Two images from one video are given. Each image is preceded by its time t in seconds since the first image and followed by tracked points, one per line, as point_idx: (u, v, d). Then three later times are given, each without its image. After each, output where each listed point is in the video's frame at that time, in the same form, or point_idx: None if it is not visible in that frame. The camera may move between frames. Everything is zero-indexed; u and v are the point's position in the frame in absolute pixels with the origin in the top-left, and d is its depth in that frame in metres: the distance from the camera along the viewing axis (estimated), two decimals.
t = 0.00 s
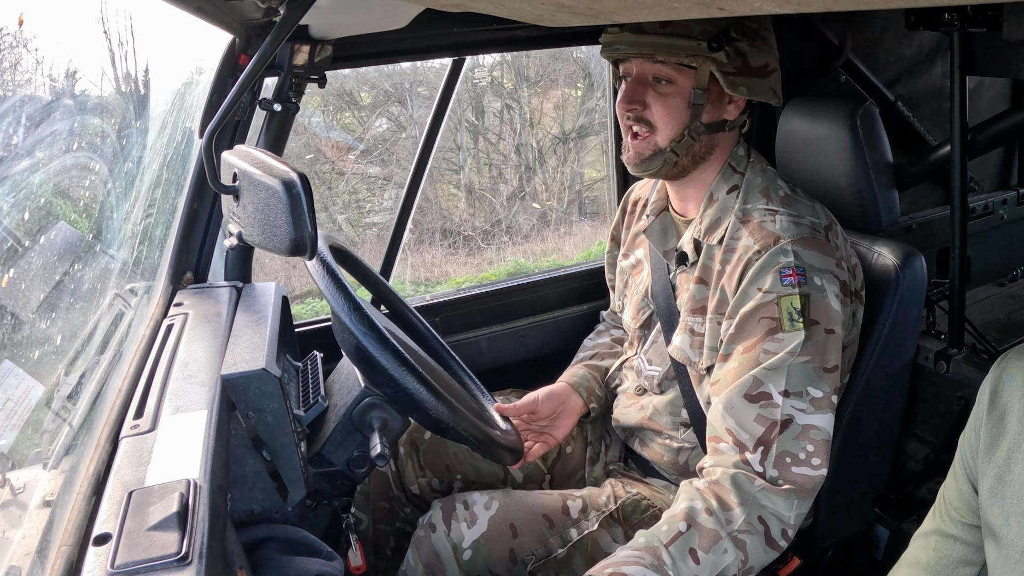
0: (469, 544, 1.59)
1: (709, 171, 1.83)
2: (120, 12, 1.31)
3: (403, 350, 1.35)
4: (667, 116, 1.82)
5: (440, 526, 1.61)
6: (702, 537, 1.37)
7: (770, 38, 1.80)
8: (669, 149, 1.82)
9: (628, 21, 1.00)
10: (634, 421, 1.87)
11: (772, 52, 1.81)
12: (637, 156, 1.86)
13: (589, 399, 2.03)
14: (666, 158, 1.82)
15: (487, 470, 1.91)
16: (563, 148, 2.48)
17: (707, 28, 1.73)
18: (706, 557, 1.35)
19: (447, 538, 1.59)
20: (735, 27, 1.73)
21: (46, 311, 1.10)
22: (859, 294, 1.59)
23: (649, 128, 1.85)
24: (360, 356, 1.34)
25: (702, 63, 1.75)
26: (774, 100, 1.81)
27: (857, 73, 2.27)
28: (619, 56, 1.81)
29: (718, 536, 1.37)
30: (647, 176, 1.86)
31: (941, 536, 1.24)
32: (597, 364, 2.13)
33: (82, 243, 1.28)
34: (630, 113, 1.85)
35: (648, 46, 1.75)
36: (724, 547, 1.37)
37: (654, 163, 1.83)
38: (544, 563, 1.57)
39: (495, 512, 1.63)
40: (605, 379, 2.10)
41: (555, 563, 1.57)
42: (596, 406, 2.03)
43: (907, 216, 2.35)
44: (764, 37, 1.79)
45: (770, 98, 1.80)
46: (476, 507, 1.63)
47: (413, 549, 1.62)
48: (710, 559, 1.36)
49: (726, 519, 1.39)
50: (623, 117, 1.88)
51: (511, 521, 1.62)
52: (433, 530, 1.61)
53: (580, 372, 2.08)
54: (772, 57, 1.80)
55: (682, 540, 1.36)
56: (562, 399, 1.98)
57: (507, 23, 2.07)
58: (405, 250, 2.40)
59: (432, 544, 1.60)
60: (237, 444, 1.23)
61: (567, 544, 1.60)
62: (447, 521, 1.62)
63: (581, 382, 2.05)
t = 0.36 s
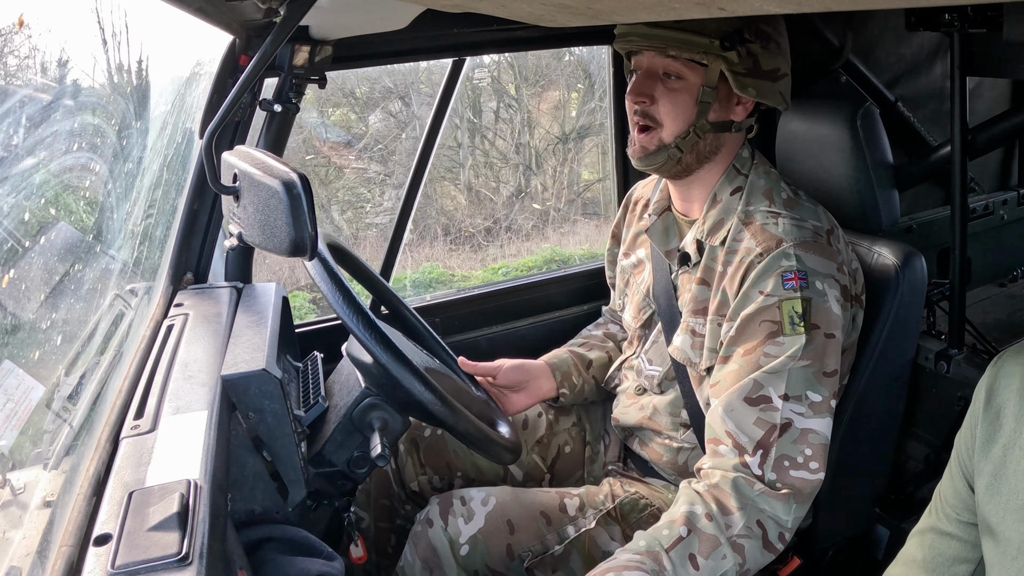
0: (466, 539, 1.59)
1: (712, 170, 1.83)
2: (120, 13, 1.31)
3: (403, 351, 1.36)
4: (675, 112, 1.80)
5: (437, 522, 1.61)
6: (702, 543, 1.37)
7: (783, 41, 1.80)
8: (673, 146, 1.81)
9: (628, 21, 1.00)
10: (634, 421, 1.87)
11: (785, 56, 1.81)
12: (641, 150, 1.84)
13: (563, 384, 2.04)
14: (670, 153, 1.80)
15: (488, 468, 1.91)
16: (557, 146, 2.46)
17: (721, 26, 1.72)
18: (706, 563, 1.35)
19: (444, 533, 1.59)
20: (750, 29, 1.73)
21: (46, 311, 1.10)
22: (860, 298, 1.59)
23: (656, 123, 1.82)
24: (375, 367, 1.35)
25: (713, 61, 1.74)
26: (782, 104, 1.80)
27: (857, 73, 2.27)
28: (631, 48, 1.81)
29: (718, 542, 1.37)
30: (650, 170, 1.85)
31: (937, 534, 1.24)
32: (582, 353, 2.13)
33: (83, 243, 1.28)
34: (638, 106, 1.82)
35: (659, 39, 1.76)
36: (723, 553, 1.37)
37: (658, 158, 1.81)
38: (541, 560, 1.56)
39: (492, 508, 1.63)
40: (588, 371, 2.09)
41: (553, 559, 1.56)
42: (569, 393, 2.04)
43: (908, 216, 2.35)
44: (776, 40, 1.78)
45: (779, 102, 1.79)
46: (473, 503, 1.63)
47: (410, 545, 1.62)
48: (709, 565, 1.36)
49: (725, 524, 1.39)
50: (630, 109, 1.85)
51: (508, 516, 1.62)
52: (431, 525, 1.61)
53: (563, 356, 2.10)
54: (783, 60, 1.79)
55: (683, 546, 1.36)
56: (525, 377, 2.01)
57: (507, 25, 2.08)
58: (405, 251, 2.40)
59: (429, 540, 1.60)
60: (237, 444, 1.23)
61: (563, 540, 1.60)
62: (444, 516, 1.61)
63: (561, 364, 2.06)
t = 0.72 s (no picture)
0: (465, 541, 1.59)
1: (701, 166, 1.83)
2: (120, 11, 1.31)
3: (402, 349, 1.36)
4: (657, 110, 1.82)
5: (437, 524, 1.61)
6: (699, 539, 1.36)
7: (758, 31, 1.80)
8: (659, 142, 1.83)
9: (629, 21, 1.00)
10: (632, 421, 1.87)
11: (760, 44, 1.81)
12: (628, 149, 1.86)
13: (521, 373, 2.03)
14: (655, 151, 1.83)
15: (488, 469, 1.91)
16: (558, 147, 2.53)
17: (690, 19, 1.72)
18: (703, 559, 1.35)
19: (443, 536, 1.60)
20: (720, 19, 1.72)
21: (46, 311, 1.10)
22: (856, 292, 1.60)
23: (640, 123, 1.84)
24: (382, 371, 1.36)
25: (686, 55, 1.75)
26: (763, 93, 1.80)
27: (858, 73, 2.27)
28: (610, 52, 1.83)
29: (714, 539, 1.37)
30: (640, 169, 1.87)
31: (939, 540, 1.23)
32: (553, 351, 2.11)
33: (82, 243, 1.28)
34: (621, 109, 1.84)
35: (632, 39, 1.77)
36: (720, 549, 1.37)
37: (643, 155, 1.84)
38: (540, 561, 1.56)
39: (493, 509, 1.63)
40: (555, 371, 2.07)
41: (552, 560, 1.56)
42: (525, 382, 2.03)
43: (908, 215, 2.35)
44: (751, 29, 1.78)
45: (760, 91, 1.79)
46: (472, 504, 1.63)
47: (409, 547, 1.63)
48: (705, 561, 1.36)
49: (721, 521, 1.38)
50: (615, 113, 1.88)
51: (508, 518, 1.62)
52: (430, 527, 1.61)
53: (530, 347, 2.09)
54: (759, 47, 1.78)
55: (678, 542, 1.36)
56: (488, 361, 2.02)
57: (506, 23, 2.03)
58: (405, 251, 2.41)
59: (429, 541, 1.60)
60: (237, 444, 1.23)
61: (562, 543, 1.59)
62: (444, 518, 1.62)
63: (526, 354, 2.06)
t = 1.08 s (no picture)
0: (464, 539, 1.59)
1: (705, 174, 1.84)
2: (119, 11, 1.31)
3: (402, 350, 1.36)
4: (659, 124, 1.82)
5: (434, 522, 1.60)
6: (698, 548, 1.36)
7: (759, 35, 1.76)
8: (663, 156, 1.83)
9: (630, 21, 0.99)
10: (631, 421, 1.86)
11: (764, 50, 1.77)
12: (631, 163, 1.87)
13: (490, 352, 2.05)
14: (660, 165, 1.83)
15: (487, 469, 1.91)
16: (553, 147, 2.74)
17: (691, 34, 1.69)
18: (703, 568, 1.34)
19: (441, 534, 1.59)
20: (722, 31, 1.69)
21: (45, 311, 1.09)
22: (858, 301, 1.60)
23: (642, 137, 1.85)
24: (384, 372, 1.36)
25: (688, 70, 1.73)
26: (768, 100, 1.77)
27: (857, 73, 2.26)
28: (608, 65, 1.81)
29: (714, 548, 1.37)
30: (644, 182, 1.88)
31: (937, 535, 1.24)
32: (526, 334, 2.13)
33: (82, 244, 1.28)
34: (622, 122, 1.85)
35: (631, 56, 1.75)
36: (719, 558, 1.36)
37: (647, 169, 1.84)
38: (538, 559, 1.55)
39: (491, 508, 1.63)
40: (524, 355, 2.10)
41: (550, 560, 1.55)
42: (491, 361, 2.06)
43: (907, 216, 2.35)
44: (754, 37, 1.74)
45: (764, 98, 1.77)
46: (470, 503, 1.63)
47: (408, 545, 1.62)
48: (704, 570, 1.35)
49: (721, 529, 1.38)
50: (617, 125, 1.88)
51: (506, 517, 1.62)
52: (428, 525, 1.60)
53: (504, 326, 2.09)
54: (763, 55, 1.75)
55: (678, 550, 1.36)
56: (462, 339, 2.02)
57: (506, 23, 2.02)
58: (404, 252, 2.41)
59: (428, 540, 1.59)
60: (237, 445, 1.23)
61: (562, 542, 1.58)
62: (442, 516, 1.61)
63: (498, 335, 2.07)
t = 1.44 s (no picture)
0: (460, 537, 1.58)
1: (700, 170, 1.83)
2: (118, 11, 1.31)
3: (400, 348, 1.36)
4: (654, 117, 1.82)
5: (432, 519, 1.59)
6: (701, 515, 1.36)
7: (754, 30, 1.76)
8: (657, 149, 1.83)
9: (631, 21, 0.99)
10: (630, 420, 1.86)
11: (760, 45, 1.77)
12: (628, 158, 1.87)
13: (473, 339, 2.05)
14: (655, 158, 1.83)
15: (487, 467, 1.91)
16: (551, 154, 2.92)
17: (686, 28, 1.72)
18: (706, 534, 1.35)
19: (438, 532, 1.58)
20: (716, 24, 1.70)
21: (45, 311, 1.10)
22: (853, 292, 1.60)
23: (638, 129, 1.85)
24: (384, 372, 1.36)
25: (683, 63, 1.75)
26: (762, 94, 1.77)
27: (857, 73, 2.27)
28: (605, 59, 1.82)
29: (717, 517, 1.36)
30: (640, 176, 1.88)
31: (932, 537, 1.24)
32: (512, 324, 2.13)
33: (82, 244, 1.28)
34: (619, 113, 1.86)
35: (627, 49, 1.77)
36: (722, 527, 1.36)
37: (643, 163, 1.85)
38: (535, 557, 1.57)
39: (488, 506, 1.63)
40: (507, 344, 2.11)
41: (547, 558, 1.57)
42: (473, 348, 2.06)
43: (907, 215, 2.35)
44: (749, 31, 1.74)
45: (758, 92, 1.76)
46: (467, 501, 1.62)
47: (405, 542, 1.61)
48: (707, 537, 1.35)
49: (724, 503, 1.38)
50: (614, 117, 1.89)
51: (503, 515, 1.62)
52: (426, 523, 1.59)
53: (490, 314, 2.09)
54: (758, 50, 1.75)
55: (680, 517, 1.36)
56: (445, 325, 2.01)
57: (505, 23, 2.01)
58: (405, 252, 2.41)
59: (425, 538, 1.57)
60: (238, 444, 1.23)
61: (558, 539, 1.61)
62: (439, 514, 1.60)
63: (482, 322, 2.07)
